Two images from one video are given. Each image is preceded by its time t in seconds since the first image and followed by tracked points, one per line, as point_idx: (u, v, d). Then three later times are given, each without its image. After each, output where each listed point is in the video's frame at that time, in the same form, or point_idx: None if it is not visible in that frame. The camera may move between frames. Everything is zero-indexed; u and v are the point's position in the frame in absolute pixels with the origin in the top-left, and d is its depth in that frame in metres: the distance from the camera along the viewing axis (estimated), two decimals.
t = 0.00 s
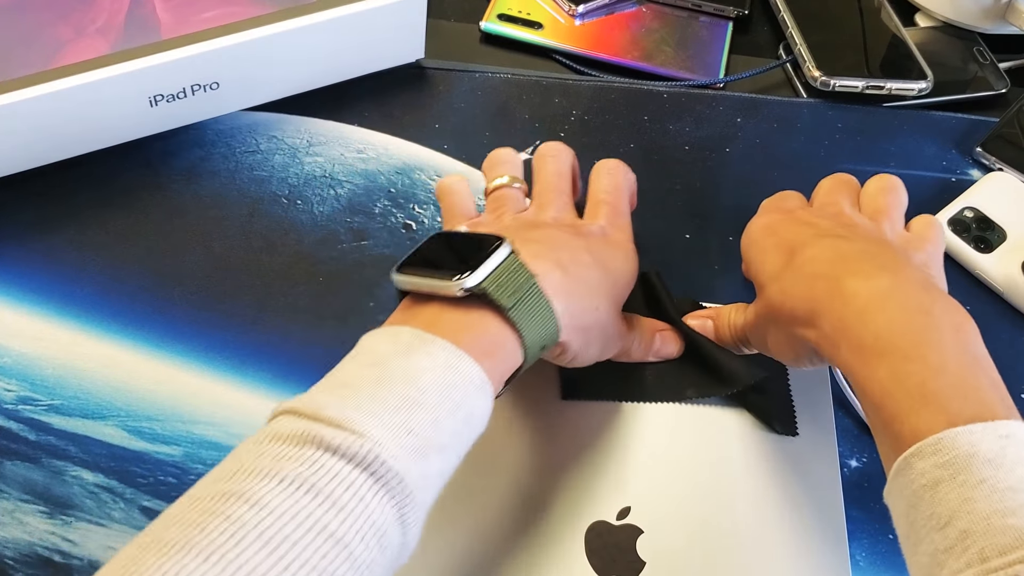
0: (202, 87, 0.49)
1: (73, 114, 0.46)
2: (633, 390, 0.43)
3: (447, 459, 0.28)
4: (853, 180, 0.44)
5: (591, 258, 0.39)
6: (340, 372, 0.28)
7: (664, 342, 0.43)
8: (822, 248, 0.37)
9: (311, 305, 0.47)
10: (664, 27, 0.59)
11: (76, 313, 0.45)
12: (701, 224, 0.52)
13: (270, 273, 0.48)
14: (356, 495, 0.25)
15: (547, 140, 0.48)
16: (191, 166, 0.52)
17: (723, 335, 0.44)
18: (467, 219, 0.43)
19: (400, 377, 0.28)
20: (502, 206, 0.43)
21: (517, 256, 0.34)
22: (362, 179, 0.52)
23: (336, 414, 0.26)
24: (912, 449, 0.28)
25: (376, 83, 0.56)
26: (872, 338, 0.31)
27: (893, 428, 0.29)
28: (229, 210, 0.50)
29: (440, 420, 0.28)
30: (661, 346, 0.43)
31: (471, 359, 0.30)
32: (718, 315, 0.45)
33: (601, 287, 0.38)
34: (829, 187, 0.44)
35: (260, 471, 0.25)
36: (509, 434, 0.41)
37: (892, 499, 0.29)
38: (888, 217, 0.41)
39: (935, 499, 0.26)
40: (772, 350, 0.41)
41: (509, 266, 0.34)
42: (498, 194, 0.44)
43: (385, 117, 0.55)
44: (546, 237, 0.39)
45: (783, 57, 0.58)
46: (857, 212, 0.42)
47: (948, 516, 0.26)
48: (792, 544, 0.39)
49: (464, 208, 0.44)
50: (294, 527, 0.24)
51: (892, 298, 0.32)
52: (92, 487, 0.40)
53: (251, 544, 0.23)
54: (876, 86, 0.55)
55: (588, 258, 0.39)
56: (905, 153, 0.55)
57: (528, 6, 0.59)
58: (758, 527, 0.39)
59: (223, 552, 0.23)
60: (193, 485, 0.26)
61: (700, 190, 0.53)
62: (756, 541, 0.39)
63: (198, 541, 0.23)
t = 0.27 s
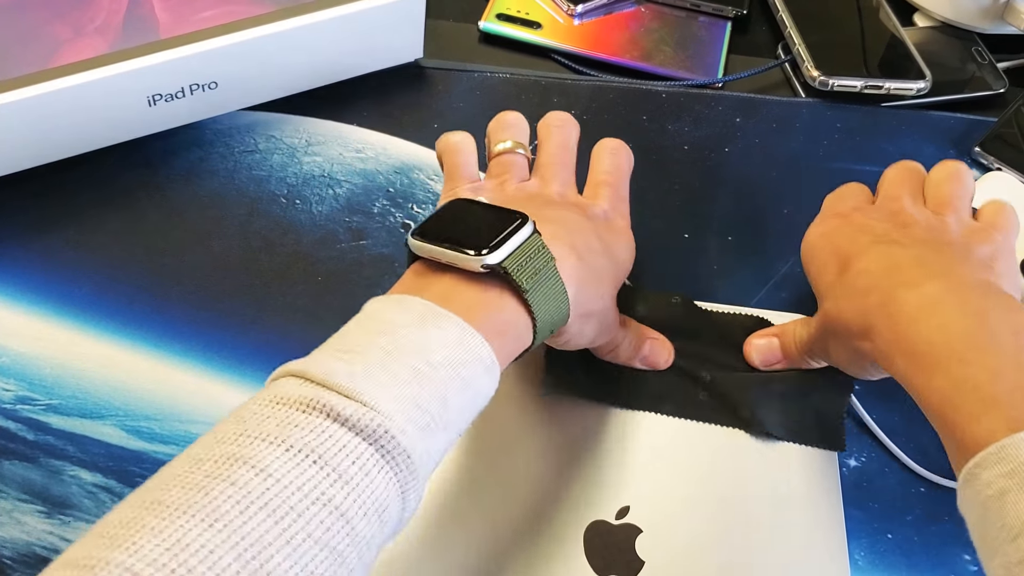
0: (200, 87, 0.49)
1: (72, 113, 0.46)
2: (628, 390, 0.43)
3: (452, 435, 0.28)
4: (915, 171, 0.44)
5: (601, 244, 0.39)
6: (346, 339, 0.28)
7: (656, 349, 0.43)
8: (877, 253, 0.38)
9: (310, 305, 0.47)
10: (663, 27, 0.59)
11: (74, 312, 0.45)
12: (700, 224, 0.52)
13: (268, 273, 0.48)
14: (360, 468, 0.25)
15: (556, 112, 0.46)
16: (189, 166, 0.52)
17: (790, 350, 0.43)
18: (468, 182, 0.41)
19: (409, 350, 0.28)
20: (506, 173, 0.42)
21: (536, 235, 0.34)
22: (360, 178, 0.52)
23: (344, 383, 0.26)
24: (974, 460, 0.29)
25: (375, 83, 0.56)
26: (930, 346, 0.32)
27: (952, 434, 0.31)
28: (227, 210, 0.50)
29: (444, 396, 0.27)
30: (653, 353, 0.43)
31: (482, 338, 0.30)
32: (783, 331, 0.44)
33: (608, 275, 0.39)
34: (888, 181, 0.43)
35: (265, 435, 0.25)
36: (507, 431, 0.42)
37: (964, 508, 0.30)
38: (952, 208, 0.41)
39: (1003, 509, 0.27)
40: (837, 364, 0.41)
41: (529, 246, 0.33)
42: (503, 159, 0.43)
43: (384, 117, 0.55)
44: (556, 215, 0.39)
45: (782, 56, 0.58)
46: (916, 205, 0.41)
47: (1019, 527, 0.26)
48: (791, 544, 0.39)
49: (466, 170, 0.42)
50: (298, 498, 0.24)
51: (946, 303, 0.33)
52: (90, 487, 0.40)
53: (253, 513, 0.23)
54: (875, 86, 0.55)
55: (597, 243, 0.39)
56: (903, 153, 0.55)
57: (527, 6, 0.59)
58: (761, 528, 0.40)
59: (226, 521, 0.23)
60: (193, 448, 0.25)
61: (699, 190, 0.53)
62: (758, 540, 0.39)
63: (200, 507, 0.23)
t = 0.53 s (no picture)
0: (201, 87, 0.49)
1: (73, 115, 0.46)
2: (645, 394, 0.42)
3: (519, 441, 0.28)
4: (921, 187, 0.44)
5: (655, 257, 0.40)
6: (419, 345, 0.28)
7: (710, 348, 0.44)
8: (883, 259, 0.38)
9: (310, 307, 0.47)
10: (665, 29, 0.59)
11: (75, 314, 0.45)
12: (702, 225, 0.52)
13: (269, 275, 0.48)
14: (438, 472, 0.25)
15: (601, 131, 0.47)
16: (190, 167, 0.52)
17: (793, 355, 0.44)
18: (519, 201, 0.42)
19: (478, 359, 0.28)
20: (557, 193, 0.43)
21: (596, 248, 0.34)
22: (362, 180, 0.52)
23: (419, 389, 0.26)
24: (973, 452, 0.29)
25: (376, 84, 0.56)
26: (934, 343, 0.33)
27: (951, 427, 0.31)
28: (228, 212, 0.50)
29: (514, 404, 0.28)
30: (707, 352, 0.43)
31: (545, 346, 0.30)
32: (787, 335, 0.44)
33: (661, 284, 0.39)
34: (893, 198, 0.43)
35: (343, 437, 0.25)
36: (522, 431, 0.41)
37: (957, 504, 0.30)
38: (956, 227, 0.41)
39: (999, 501, 0.27)
40: (837, 367, 0.41)
41: (587, 258, 0.34)
42: (555, 179, 0.43)
43: (385, 118, 0.55)
44: (610, 230, 0.40)
45: (783, 58, 0.58)
46: (919, 220, 0.42)
47: (1014, 517, 0.26)
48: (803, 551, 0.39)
49: (517, 189, 0.43)
50: (380, 500, 0.24)
51: (954, 304, 0.33)
52: (91, 490, 0.40)
53: (339, 515, 0.23)
54: (876, 88, 0.55)
55: (649, 255, 0.40)
56: (904, 155, 0.55)
57: (528, 7, 0.59)
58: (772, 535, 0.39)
59: (313, 521, 0.23)
60: (274, 444, 0.26)
61: (701, 192, 0.53)
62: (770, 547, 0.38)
63: (287, 507, 0.23)
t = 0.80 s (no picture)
0: (197, 87, 0.49)
1: (69, 114, 0.46)
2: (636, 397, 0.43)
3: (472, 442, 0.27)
4: (941, 202, 0.42)
5: (613, 254, 0.39)
6: (366, 344, 0.27)
7: (674, 359, 0.43)
8: (913, 284, 0.36)
9: (307, 306, 0.47)
10: (660, 28, 0.59)
11: (71, 313, 0.45)
12: (697, 224, 0.52)
13: (265, 274, 0.48)
14: (385, 475, 0.24)
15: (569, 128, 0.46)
16: (186, 166, 0.52)
17: (810, 368, 0.43)
18: (480, 200, 0.42)
19: (426, 359, 0.27)
20: (519, 191, 0.42)
21: (550, 246, 0.33)
22: (358, 179, 0.52)
23: (367, 390, 0.25)
24: (1008, 494, 0.27)
25: (372, 83, 0.56)
26: (969, 376, 0.31)
27: (987, 467, 0.29)
28: (224, 210, 0.50)
29: (464, 404, 0.27)
30: (670, 363, 0.43)
31: (498, 346, 0.29)
32: (804, 347, 0.44)
33: (619, 281, 0.38)
34: (912, 213, 0.41)
35: (288, 439, 0.24)
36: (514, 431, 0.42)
37: (987, 546, 0.28)
38: (977, 247, 0.38)
39: None
40: (861, 390, 0.40)
41: (541, 257, 0.33)
42: (516, 177, 0.42)
43: (381, 117, 0.55)
44: (566, 226, 0.38)
45: (779, 57, 0.58)
46: (942, 241, 0.39)
47: None
48: (793, 546, 0.39)
49: (478, 189, 0.42)
50: (324, 504, 0.23)
51: (987, 335, 0.32)
52: (88, 488, 0.40)
53: (281, 518, 0.23)
54: (871, 86, 0.55)
55: (609, 251, 0.38)
56: (899, 153, 0.55)
57: (524, 6, 0.59)
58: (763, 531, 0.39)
59: (256, 526, 0.22)
60: (219, 448, 0.25)
61: (696, 191, 0.53)
62: (760, 543, 0.39)
63: (228, 511, 0.22)
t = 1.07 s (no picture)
0: (196, 87, 0.49)
1: (67, 113, 0.46)
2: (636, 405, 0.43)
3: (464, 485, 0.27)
4: (945, 195, 0.41)
5: (604, 284, 0.38)
6: (360, 383, 0.27)
7: (670, 370, 0.43)
8: (898, 284, 0.36)
9: (305, 306, 0.47)
10: (660, 28, 0.59)
11: (70, 313, 0.45)
12: (697, 225, 0.52)
13: (264, 273, 0.48)
14: (378, 523, 0.23)
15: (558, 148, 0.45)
16: (185, 166, 0.52)
17: (807, 378, 0.43)
18: (466, 227, 0.41)
19: (421, 397, 0.26)
20: (505, 218, 0.41)
21: (541, 278, 0.33)
22: (357, 179, 0.52)
23: (359, 434, 0.24)
24: (991, 488, 0.27)
25: (371, 83, 0.56)
26: (949, 373, 0.31)
27: (970, 464, 0.29)
28: (223, 210, 0.50)
29: (456, 445, 0.26)
30: (668, 375, 0.43)
31: (494, 384, 0.29)
32: (802, 358, 0.43)
33: (611, 311, 0.37)
34: (914, 209, 0.41)
35: (278, 489, 0.23)
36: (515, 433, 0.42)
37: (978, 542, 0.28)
38: (976, 241, 0.38)
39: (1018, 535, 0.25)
40: (857, 394, 0.40)
41: (533, 290, 0.32)
42: (502, 205, 0.41)
43: (380, 117, 0.55)
44: (555, 257, 0.37)
45: (778, 57, 0.59)
46: (942, 237, 0.39)
47: None
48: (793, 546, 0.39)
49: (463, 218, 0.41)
50: (317, 556, 0.22)
51: (967, 329, 0.32)
52: (86, 487, 0.40)
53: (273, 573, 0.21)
54: (870, 86, 0.55)
55: (600, 281, 0.38)
56: (899, 153, 0.55)
57: (524, 6, 0.59)
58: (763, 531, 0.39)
59: None
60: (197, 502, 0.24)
61: (695, 191, 0.53)
62: (760, 544, 0.39)
63: (216, 568, 0.21)
